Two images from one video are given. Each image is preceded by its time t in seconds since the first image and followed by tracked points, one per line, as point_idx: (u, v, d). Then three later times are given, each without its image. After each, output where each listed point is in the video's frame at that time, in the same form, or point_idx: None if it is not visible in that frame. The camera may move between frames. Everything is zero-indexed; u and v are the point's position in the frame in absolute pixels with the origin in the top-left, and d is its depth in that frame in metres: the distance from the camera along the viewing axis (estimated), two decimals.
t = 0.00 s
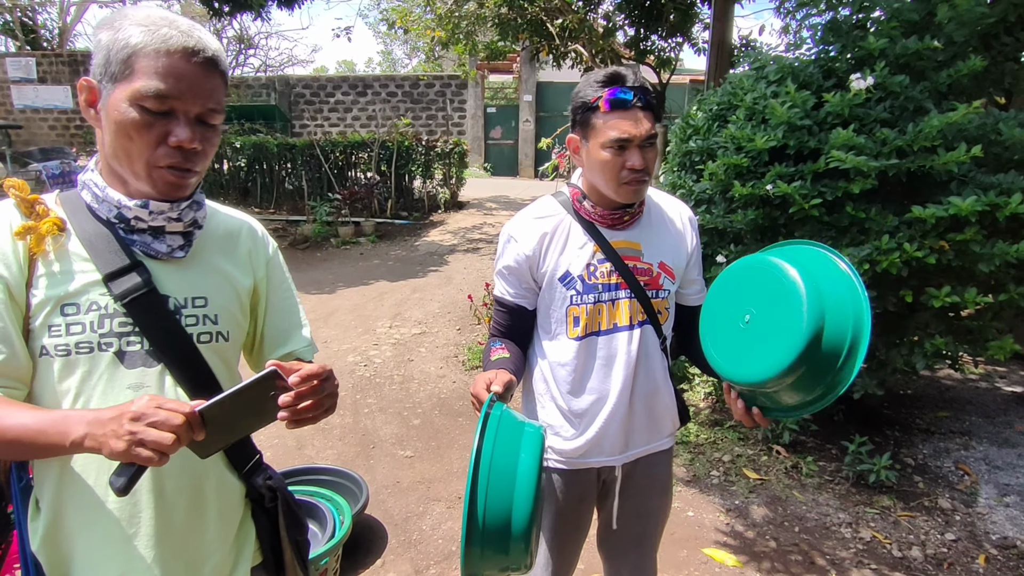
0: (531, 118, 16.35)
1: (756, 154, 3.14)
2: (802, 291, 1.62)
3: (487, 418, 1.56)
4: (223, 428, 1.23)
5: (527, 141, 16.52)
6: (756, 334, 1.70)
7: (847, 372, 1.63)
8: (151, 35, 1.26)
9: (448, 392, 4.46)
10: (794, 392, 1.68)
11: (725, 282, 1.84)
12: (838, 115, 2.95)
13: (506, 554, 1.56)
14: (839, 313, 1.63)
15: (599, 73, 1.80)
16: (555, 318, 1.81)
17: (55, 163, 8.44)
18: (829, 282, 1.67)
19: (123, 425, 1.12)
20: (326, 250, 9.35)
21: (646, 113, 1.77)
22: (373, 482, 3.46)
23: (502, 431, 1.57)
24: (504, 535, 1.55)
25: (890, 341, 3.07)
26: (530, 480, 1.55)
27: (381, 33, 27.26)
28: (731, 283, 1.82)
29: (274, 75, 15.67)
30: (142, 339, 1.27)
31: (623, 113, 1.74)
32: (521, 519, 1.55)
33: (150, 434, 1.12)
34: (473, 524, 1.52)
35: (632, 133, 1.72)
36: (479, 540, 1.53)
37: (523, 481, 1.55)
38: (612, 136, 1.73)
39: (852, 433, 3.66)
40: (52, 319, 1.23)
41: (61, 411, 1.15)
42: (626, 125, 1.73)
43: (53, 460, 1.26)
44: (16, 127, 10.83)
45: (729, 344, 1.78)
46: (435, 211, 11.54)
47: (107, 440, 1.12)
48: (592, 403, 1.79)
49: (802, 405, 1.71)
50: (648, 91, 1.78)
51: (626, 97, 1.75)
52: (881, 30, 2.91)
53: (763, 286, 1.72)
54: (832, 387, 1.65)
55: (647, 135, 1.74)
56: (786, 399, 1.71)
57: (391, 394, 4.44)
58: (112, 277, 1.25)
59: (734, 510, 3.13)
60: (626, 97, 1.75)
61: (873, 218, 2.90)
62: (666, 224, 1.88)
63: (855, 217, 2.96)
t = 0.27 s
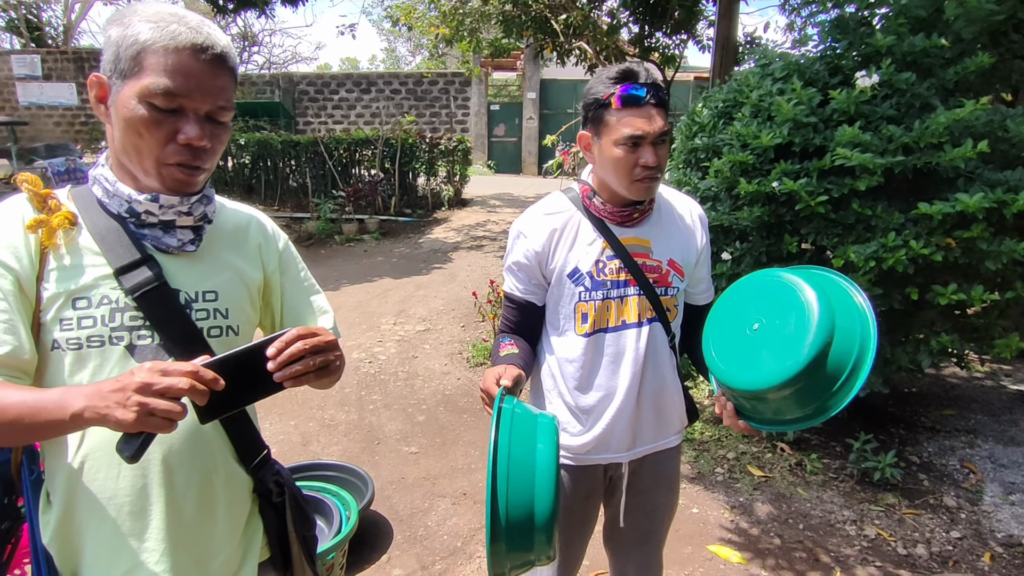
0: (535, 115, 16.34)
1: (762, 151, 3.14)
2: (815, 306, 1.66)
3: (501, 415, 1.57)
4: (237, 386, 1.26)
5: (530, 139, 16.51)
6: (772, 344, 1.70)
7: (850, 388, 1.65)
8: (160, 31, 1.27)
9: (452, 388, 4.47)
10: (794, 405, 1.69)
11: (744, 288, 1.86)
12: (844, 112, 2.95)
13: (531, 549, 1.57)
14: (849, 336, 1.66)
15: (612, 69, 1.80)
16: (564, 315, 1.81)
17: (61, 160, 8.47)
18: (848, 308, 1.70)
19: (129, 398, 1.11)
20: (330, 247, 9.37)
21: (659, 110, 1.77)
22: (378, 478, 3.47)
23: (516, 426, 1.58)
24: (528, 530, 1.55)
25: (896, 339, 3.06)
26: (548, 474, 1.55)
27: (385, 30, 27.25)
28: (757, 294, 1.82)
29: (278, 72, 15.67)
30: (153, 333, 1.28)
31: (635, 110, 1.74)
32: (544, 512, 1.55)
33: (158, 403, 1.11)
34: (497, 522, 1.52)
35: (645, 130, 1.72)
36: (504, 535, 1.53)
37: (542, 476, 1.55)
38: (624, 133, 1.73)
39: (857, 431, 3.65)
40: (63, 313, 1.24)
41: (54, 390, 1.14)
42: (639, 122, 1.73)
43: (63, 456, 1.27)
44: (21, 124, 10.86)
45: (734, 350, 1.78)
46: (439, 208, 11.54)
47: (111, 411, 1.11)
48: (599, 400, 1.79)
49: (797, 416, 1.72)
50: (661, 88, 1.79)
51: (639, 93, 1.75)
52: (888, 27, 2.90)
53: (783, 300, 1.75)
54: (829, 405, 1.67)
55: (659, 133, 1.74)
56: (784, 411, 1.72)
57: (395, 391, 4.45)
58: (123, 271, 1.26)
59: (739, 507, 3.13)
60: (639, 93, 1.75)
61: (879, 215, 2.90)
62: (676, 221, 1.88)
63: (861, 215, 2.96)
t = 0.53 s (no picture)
0: (536, 113, 16.33)
1: (765, 149, 3.14)
2: (831, 317, 1.67)
3: (502, 410, 1.57)
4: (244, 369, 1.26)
5: (532, 136, 16.49)
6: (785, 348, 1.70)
7: (851, 406, 1.66)
8: (166, 27, 1.27)
9: (454, 385, 4.47)
10: (793, 414, 1.70)
11: (765, 294, 1.86)
12: (847, 110, 2.94)
13: (527, 544, 1.57)
14: (859, 353, 1.68)
15: (617, 65, 1.80)
16: (568, 311, 1.81)
17: (63, 157, 8.48)
18: (861, 326, 1.72)
19: (136, 363, 1.13)
20: (332, 244, 9.37)
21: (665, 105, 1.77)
22: (380, 474, 3.47)
23: (518, 420, 1.58)
24: (526, 525, 1.55)
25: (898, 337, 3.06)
26: (548, 470, 1.56)
27: (387, 27, 27.22)
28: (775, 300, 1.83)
29: (280, 69, 15.67)
30: (157, 328, 1.29)
31: (641, 106, 1.74)
32: (541, 508, 1.55)
33: (163, 367, 1.13)
34: (494, 515, 1.53)
35: (651, 126, 1.72)
36: (501, 530, 1.54)
37: (542, 471, 1.56)
38: (630, 129, 1.73)
39: (859, 428, 3.65)
40: (68, 307, 1.24)
41: (56, 379, 1.14)
42: (644, 117, 1.73)
43: (69, 451, 1.28)
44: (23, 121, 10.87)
45: (745, 350, 1.78)
46: (441, 205, 11.54)
47: (118, 382, 1.12)
48: (602, 396, 1.80)
49: (794, 426, 1.73)
50: (667, 84, 1.79)
51: (644, 89, 1.75)
52: (891, 24, 2.90)
53: (797, 308, 1.76)
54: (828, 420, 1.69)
55: (665, 129, 1.74)
56: (783, 419, 1.73)
57: (397, 388, 4.46)
58: (127, 265, 1.26)
59: (740, 504, 3.13)
60: (644, 90, 1.75)
61: (882, 212, 2.90)
62: (680, 217, 1.88)
63: (864, 212, 2.95)
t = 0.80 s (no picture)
0: (536, 112, 16.33)
1: (764, 148, 3.13)
2: (830, 320, 1.67)
3: (503, 409, 1.57)
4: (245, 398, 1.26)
5: (532, 135, 16.49)
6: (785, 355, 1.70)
7: (857, 406, 1.68)
8: (154, 9, 1.29)
9: (452, 384, 4.47)
10: (800, 418, 1.71)
11: (754, 298, 1.85)
12: (846, 110, 2.94)
13: (529, 543, 1.57)
14: (858, 353, 1.69)
15: (617, 64, 1.79)
16: (567, 310, 1.81)
17: (62, 154, 8.47)
18: (858, 325, 1.73)
19: (149, 384, 1.12)
20: (331, 242, 9.36)
21: (666, 103, 1.77)
22: (378, 472, 3.47)
23: (518, 420, 1.58)
24: (528, 524, 1.55)
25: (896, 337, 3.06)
26: (550, 469, 1.55)
27: (387, 25, 27.20)
28: (764, 304, 1.82)
29: (279, 67, 15.65)
30: (155, 326, 1.28)
31: (641, 104, 1.74)
32: (544, 507, 1.55)
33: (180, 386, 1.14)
34: (497, 515, 1.52)
35: (651, 124, 1.72)
36: (504, 529, 1.53)
37: (543, 470, 1.55)
38: (630, 127, 1.72)
39: (857, 428, 3.66)
40: (65, 306, 1.24)
41: (57, 386, 1.14)
42: (644, 116, 1.73)
43: (65, 451, 1.27)
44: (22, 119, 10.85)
45: (744, 359, 1.77)
46: (440, 204, 11.53)
47: (127, 399, 1.12)
48: (601, 396, 1.79)
49: (800, 430, 1.74)
50: (667, 82, 1.79)
51: (645, 87, 1.75)
52: (891, 24, 2.90)
53: (796, 314, 1.75)
54: (834, 420, 1.70)
55: (665, 127, 1.74)
56: (788, 424, 1.73)
57: (396, 386, 4.46)
58: (126, 264, 1.26)
59: (738, 503, 3.13)
60: (644, 89, 1.75)
61: (881, 212, 2.90)
62: (679, 217, 1.88)
63: (863, 212, 2.95)
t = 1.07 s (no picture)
0: (534, 112, 16.33)
1: (760, 150, 3.14)
2: (822, 323, 1.67)
3: (499, 411, 1.57)
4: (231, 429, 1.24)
5: (530, 136, 16.49)
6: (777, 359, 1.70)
7: (850, 408, 1.68)
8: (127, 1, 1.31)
9: (448, 384, 4.47)
10: (792, 421, 1.71)
11: (746, 301, 1.85)
12: (842, 112, 2.94)
13: (526, 545, 1.57)
14: (850, 356, 1.70)
15: (611, 65, 1.80)
16: (561, 312, 1.81)
17: (59, 153, 8.46)
18: (849, 329, 1.73)
19: (145, 409, 1.13)
20: (328, 242, 9.35)
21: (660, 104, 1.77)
22: (374, 473, 3.47)
23: (515, 421, 1.57)
24: (525, 525, 1.55)
25: (891, 339, 3.07)
26: (546, 470, 1.55)
27: (386, 25, 27.19)
28: (755, 308, 1.82)
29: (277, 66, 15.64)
30: (148, 328, 1.28)
31: (635, 106, 1.74)
32: (540, 509, 1.55)
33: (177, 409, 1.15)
34: (493, 516, 1.52)
35: (645, 126, 1.72)
36: (500, 530, 1.53)
37: (539, 472, 1.55)
38: (624, 129, 1.72)
39: (853, 430, 3.66)
40: (57, 307, 1.23)
41: (49, 398, 1.15)
42: (639, 118, 1.73)
43: (55, 453, 1.27)
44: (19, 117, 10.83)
45: (737, 363, 1.77)
46: (438, 204, 11.53)
47: (120, 421, 1.12)
48: (594, 399, 1.79)
49: (793, 434, 1.74)
50: (661, 84, 1.79)
51: (639, 88, 1.75)
52: (887, 26, 2.90)
53: (787, 318, 1.75)
54: (827, 424, 1.70)
55: (659, 129, 1.74)
56: (781, 427, 1.73)
57: (392, 386, 4.45)
58: (118, 266, 1.25)
59: (733, 505, 3.14)
60: (639, 90, 1.75)
61: (876, 214, 2.90)
62: (673, 219, 1.88)
63: (858, 214, 2.96)
